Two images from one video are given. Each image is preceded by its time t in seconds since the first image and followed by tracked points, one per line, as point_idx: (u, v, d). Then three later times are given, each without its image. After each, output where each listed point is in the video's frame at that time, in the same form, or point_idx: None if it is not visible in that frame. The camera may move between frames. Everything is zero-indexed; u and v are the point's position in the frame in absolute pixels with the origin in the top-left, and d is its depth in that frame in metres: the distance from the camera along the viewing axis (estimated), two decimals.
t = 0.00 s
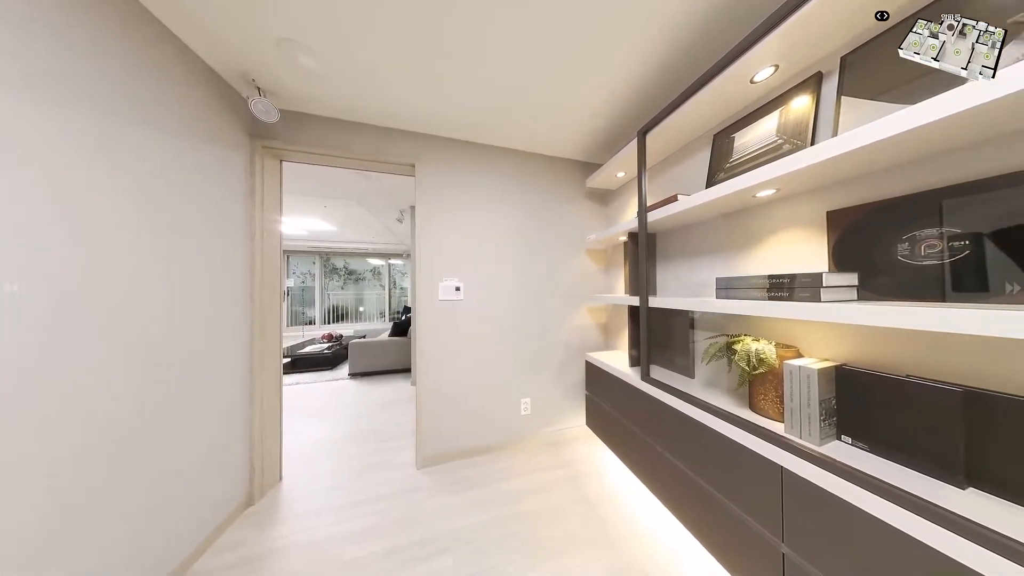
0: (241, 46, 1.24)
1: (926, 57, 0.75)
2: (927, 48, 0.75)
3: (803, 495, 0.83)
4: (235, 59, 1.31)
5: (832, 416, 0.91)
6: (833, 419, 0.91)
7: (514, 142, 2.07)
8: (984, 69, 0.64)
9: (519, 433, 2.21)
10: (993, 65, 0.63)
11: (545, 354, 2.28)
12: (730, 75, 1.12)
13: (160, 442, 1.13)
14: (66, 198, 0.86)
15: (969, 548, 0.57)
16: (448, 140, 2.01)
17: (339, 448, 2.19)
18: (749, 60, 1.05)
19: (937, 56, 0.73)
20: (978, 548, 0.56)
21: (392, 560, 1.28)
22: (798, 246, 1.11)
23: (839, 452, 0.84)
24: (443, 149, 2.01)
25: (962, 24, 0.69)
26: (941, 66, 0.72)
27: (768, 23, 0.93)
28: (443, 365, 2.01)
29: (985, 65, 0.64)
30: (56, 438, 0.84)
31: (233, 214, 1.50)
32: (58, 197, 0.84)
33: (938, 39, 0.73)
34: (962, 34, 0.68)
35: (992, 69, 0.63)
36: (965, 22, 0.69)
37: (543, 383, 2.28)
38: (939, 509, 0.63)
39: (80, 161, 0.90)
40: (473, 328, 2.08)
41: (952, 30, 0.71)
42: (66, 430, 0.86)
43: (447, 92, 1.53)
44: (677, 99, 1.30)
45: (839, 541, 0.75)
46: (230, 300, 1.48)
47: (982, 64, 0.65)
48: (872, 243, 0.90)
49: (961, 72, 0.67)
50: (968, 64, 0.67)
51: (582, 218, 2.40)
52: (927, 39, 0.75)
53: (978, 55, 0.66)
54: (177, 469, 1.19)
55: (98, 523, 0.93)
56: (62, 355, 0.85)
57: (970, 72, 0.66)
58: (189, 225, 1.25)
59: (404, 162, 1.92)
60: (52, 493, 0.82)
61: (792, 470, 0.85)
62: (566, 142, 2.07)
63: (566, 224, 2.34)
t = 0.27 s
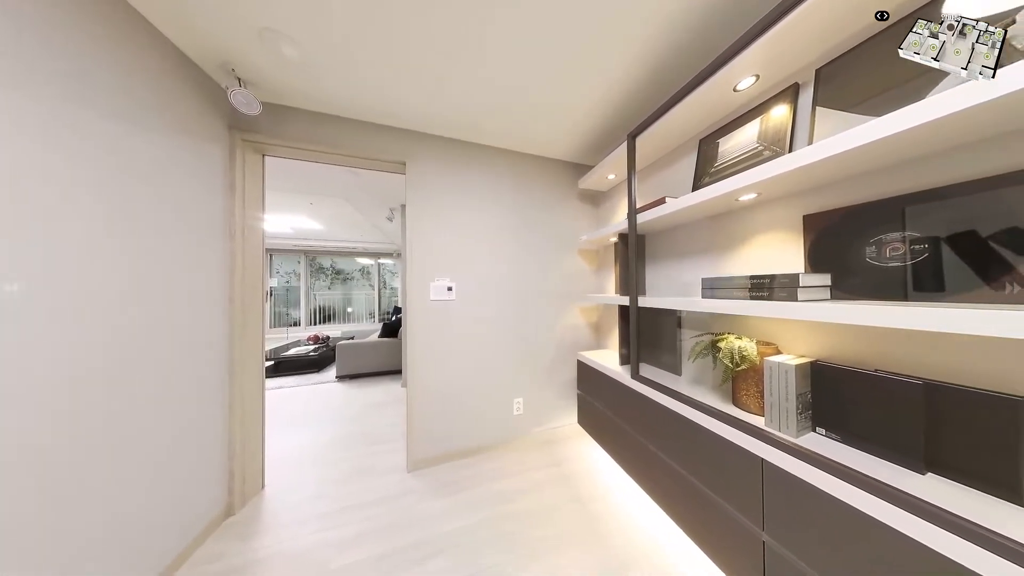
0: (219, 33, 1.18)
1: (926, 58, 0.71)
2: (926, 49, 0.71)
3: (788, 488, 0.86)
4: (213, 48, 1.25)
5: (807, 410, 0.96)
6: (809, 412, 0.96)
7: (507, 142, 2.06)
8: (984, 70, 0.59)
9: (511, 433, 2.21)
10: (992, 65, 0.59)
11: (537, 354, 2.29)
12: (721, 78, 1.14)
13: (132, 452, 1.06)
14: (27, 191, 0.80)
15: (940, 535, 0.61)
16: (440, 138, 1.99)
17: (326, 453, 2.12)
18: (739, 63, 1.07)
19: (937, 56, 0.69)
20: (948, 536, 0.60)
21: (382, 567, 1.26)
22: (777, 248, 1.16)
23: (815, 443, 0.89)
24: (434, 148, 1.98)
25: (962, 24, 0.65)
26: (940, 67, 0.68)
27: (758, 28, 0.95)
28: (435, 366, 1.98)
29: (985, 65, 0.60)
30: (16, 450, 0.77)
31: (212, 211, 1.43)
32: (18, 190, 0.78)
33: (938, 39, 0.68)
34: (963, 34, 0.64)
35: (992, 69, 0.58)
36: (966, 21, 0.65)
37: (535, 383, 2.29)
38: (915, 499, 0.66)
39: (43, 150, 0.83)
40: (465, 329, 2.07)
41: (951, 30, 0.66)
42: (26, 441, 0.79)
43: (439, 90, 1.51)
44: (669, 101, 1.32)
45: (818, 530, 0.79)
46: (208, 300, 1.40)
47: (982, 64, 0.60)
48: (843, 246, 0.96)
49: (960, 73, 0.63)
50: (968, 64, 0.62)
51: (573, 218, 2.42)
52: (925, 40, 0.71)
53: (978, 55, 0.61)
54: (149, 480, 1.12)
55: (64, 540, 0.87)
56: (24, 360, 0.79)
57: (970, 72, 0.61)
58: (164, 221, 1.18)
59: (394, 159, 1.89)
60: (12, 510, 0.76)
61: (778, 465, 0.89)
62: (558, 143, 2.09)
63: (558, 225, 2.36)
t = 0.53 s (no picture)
0: (196, 19, 1.11)
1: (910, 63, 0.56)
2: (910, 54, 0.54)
3: (767, 479, 0.91)
4: (188, 34, 1.18)
5: (784, 403, 1.01)
6: (785, 406, 1.01)
7: (499, 142, 2.06)
8: (985, 70, 0.52)
9: (503, 433, 2.20)
10: (991, 66, 0.52)
11: (529, 354, 2.30)
12: (715, 78, 1.15)
13: (101, 463, 0.99)
14: None
15: (907, 519, 0.65)
16: (431, 136, 1.96)
17: (311, 459, 2.05)
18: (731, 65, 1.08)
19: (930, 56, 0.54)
20: (916, 522, 0.64)
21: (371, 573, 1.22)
22: (757, 250, 1.22)
23: (790, 435, 0.94)
24: (425, 145, 1.95)
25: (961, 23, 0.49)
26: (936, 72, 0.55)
27: (748, 32, 0.97)
28: (425, 367, 1.95)
29: (985, 66, 0.52)
30: None
31: (186, 206, 1.35)
32: None
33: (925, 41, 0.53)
34: (964, 34, 0.50)
35: (994, 70, 0.51)
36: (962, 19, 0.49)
37: (527, 383, 2.29)
38: (887, 488, 0.70)
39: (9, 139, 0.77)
40: (457, 329, 2.05)
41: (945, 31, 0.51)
42: None
43: (430, 88, 1.49)
44: (663, 100, 1.32)
45: (796, 518, 0.83)
46: (182, 301, 1.32)
47: (983, 65, 0.52)
48: (816, 248, 1.02)
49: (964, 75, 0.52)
50: (969, 66, 0.52)
51: (565, 219, 2.45)
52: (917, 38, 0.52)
53: (978, 56, 0.51)
54: (121, 492, 1.05)
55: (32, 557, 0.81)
56: None
57: (971, 74, 0.52)
58: (135, 217, 1.11)
59: (383, 156, 1.85)
60: None
61: (761, 458, 0.92)
62: (550, 144, 2.10)
63: (550, 225, 2.38)
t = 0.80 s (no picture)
0: (169, 2, 1.05)
1: (924, 59, 0.68)
2: (926, 49, 0.67)
3: (747, 471, 0.95)
4: (158, 17, 1.10)
5: (762, 397, 1.06)
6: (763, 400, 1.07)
7: (490, 141, 2.05)
8: (985, 70, 0.58)
9: (494, 434, 2.20)
10: (992, 66, 0.57)
11: (521, 353, 2.30)
12: (709, 78, 1.14)
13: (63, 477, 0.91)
14: None
15: (875, 505, 0.69)
16: (422, 133, 1.93)
17: (293, 466, 1.96)
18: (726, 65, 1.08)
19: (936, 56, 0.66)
20: (881, 506, 0.68)
21: None
22: (738, 252, 1.27)
23: (767, 427, 0.99)
24: (415, 142, 1.92)
25: (963, 24, 0.63)
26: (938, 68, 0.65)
27: (728, 44, 1.02)
28: (415, 369, 1.92)
29: (985, 66, 0.58)
30: None
31: (155, 200, 1.26)
32: None
33: (938, 39, 0.66)
34: (963, 34, 0.62)
35: (993, 70, 0.57)
36: (966, 22, 0.63)
37: (518, 382, 2.30)
38: (856, 475, 0.74)
39: None
40: (448, 330, 2.02)
41: (951, 31, 0.64)
42: None
43: (421, 85, 1.47)
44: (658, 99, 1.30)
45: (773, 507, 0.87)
46: (150, 301, 1.23)
47: (982, 64, 0.59)
48: (792, 250, 1.07)
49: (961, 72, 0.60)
50: (969, 63, 0.60)
51: (556, 220, 2.47)
52: (927, 39, 0.67)
53: (980, 54, 0.60)
54: (86, 507, 0.98)
55: None
56: None
57: (970, 72, 0.59)
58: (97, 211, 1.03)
59: (371, 152, 1.80)
60: None
61: (742, 451, 0.96)
62: (542, 145, 2.12)
63: (541, 225, 2.40)
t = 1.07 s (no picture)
0: None
1: (925, 59, 0.68)
2: (925, 49, 0.67)
3: (730, 464, 1.00)
4: None
5: (742, 392, 1.12)
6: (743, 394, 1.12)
7: (481, 140, 2.04)
8: (985, 70, 0.59)
9: (486, 434, 2.19)
10: (992, 66, 0.58)
11: (512, 354, 2.30)
12: (697, 83, 1.17)
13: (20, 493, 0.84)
14: None
15: (842, 490, 0.74)
16: (411, 130, 1.89)
17: (275, 474, 1.87)
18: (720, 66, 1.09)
19: (936, 57, 0.66)
20: (852, 493, 0.73)
21: None
22: (720, 253, 1.33)
23: (746, 420, 1.04)
24: (405, 139, 1.88)
25: (962, 24, 0.63)
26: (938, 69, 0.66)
27: (710, 54, 1.06)
28: (405, 370, 1.88)
29: (985, 66, 0.59)
30: None
31: (120, 194, 1.18)
32: None
33: (938, 39, 0.65)
34: (963, 34, 0.62)
35: (993, 70, 0.58)
36: (965, 21, 0.63)
37: (510, 382, 2.30)
38: (829, 464, 0.79)
39: None
40: (438, 330, 2.00)
41: (952, 30, 0.64)
42: None
43: (410, 81, 1.44)
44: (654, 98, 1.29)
45: (753, 497, 0.93)
46: (114, 302, 1.15)
47: (982, 64, 0.59)
48: (768, 253, 1.13)
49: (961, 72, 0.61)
50: (968, 64, 0.61)
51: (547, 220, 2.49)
52: (925, 40, 0.67)
53: (980, 54, 0.60)
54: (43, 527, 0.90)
55: None
56: None
57: (970, 72, 0.60)
58: (58, 205, 0.95)
59: (358, 148, 1.75)
60: None
61: (726, 445, 1.01)
62: (533, 146, 2.13)
63: (532, 226, 2.41)
